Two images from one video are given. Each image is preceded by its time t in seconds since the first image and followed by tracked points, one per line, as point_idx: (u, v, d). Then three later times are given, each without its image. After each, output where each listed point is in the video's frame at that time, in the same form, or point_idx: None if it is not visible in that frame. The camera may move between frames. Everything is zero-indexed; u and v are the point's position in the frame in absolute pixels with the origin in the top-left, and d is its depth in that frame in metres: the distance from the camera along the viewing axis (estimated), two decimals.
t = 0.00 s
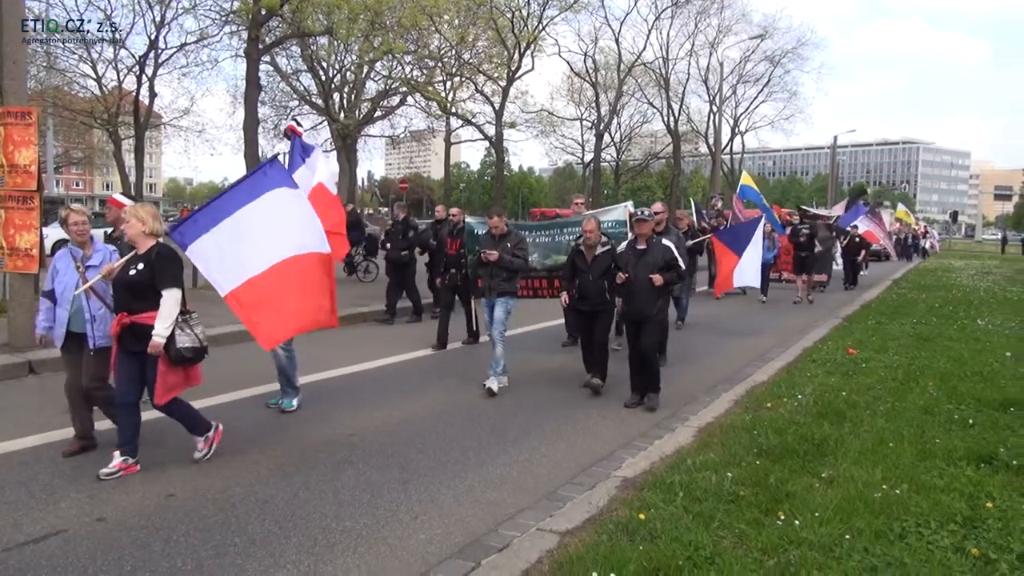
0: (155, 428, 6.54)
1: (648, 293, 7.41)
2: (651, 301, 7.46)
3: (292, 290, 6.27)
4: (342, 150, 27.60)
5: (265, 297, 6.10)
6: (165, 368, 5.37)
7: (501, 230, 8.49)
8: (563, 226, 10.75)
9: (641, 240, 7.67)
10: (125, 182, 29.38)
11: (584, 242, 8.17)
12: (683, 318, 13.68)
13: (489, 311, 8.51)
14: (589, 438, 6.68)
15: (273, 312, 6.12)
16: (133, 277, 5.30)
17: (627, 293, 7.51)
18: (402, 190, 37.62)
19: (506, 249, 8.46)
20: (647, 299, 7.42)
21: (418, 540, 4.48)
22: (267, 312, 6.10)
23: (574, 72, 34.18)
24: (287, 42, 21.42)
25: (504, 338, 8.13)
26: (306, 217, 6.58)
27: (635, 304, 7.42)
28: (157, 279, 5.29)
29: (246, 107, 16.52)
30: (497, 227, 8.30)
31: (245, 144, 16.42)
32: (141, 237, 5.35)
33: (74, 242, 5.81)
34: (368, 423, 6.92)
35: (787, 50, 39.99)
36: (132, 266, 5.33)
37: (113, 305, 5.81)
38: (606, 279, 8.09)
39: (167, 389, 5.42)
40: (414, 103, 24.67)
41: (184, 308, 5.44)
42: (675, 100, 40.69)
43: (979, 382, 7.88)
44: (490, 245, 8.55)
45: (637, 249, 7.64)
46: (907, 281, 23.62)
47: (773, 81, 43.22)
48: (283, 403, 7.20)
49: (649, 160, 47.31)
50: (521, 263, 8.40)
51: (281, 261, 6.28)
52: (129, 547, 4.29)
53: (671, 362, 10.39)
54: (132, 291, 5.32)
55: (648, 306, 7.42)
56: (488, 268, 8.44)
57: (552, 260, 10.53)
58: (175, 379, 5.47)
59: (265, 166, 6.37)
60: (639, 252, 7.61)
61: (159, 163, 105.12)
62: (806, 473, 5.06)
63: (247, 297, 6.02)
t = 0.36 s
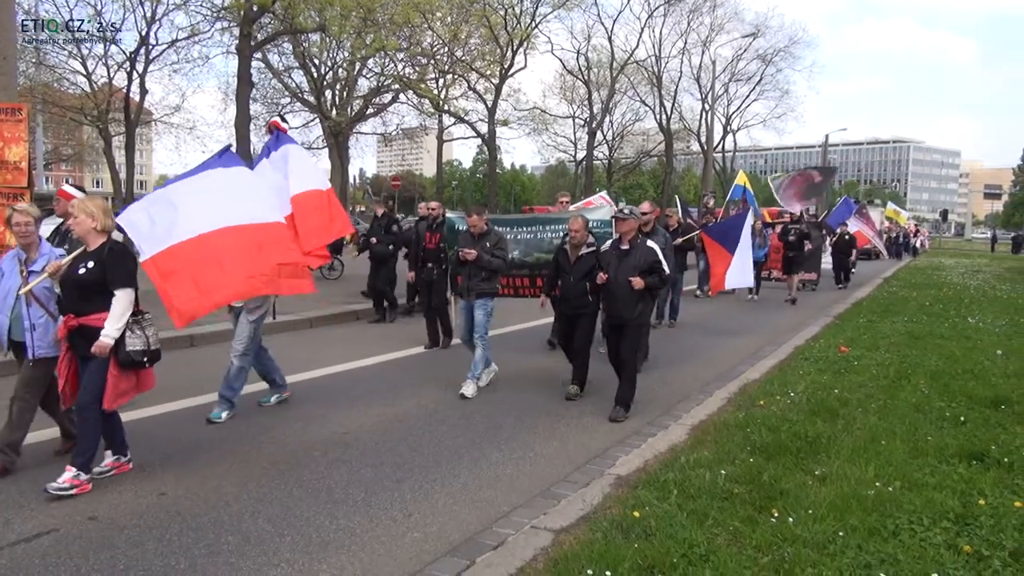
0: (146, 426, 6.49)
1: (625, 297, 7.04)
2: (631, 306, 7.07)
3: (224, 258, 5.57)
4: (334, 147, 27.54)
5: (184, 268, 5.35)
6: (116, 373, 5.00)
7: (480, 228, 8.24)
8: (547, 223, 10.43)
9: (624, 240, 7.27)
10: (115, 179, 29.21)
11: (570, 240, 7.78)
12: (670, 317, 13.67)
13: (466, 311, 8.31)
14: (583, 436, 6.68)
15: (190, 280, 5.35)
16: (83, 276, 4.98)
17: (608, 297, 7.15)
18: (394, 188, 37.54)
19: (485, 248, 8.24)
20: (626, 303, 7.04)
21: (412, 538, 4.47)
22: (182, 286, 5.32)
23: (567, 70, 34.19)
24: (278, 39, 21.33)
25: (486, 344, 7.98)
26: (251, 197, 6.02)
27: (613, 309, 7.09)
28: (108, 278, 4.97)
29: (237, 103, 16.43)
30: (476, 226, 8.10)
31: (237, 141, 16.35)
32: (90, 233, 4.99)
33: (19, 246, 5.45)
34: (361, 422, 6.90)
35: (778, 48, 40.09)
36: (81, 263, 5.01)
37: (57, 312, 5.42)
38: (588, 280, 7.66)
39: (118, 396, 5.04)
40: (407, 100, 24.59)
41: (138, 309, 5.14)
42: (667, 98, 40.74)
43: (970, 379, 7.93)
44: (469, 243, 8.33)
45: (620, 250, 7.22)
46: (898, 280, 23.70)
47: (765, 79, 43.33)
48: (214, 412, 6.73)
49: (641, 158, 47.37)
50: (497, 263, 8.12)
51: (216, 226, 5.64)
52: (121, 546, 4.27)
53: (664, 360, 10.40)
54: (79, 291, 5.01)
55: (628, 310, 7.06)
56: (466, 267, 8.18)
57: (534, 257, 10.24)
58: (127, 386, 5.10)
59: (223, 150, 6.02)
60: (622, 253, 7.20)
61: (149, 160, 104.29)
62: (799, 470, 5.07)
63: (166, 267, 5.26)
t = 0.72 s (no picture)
0: (137, 425, 6.46)
1: (605, 299, 6.64)
2: (611, 308, 6.67)
3: (146, 251, 5.14)
4: (326, 145, 27.50)
5: (98, 258, 4.87)
6: (46, 382, 4.71)
7: (456, 227, 7.91)
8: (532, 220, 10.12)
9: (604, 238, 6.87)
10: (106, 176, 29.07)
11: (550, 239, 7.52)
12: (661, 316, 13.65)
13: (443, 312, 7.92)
14: (575, 435, 6.68)
15: (100, 271, 4.85)
16: (25, 278, 4.72)
17: (586, 299, 6.74)
18: (386, 186, 37.50)
19: (462, 245, 8.00)
20: (605, 305, 6.67)
21: (405, 536, 4.46)
22: (96, 276, 4.80)
23: (560, 69, 34.18)
24: (271, 36, 21.27)
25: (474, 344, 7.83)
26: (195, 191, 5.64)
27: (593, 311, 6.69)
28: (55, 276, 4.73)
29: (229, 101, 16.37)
30: (451, 223, 7.74)
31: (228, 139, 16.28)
32: (36, 231, 4.81)
33: None
34: (353, 420, 6.88)
35: (770, 48, 40.25)
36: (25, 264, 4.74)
37: None
38: (570, 279, 7.54)
39: (49, 406, 4.75)
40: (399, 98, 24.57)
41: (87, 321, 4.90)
42: (660, 97, 40.80)
43: (960, 378, 7.97)
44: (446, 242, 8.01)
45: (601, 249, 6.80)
46: (888, 279, 23.80)
47: (757, 79, 43.50)
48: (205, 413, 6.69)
49: (633, 157, 47.46)
50: (476, 261, 7.88)
51: (147, 217, 5.28)
52: (113, 545, 4.24)
53: (656, 360, 10.41)
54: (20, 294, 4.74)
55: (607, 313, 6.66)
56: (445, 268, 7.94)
57: (519, 257, 10.04)
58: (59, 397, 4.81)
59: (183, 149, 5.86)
60: (603, 252, 6.79)
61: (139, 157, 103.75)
62: (791, 468, 5.09)
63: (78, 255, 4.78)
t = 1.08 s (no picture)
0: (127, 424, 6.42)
1: (579, 302, 6.38)
2: (583, 310, 6.42)
3: (79, 249, 5.00)
4: (319, 145, 27.44)
5: (23, 253, 4.78)
6: None
7: (421, 225, 7.64)
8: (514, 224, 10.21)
9: (575, 238, 6.54)
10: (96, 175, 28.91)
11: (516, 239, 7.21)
12: (650, 320, 13.28)
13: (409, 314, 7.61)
14: (567, 434, 6.68)
15: (26, 266, 4.76)
16: None
17: (559, 302, 6.49)
18: (379, 185, 37.43)
19: (429, 245, 7.65)
20: (579, 307, 6.41)
21: (397, 536, 4.46)
22: (19, 267, 4.73)
23: (553, 68, 34.19)
24: (263, 35, 21.24)
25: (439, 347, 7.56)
26: (145, 193, 5.47)
27: (565, 313, 6.45)
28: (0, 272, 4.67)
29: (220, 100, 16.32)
30: (417, 223, 7.54)
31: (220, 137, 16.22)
32: None
33: None
34: (344, 420, 6.86)
35: (762, 48, 40.41)
36: None
37: None
38: (541, 281, 7.15)
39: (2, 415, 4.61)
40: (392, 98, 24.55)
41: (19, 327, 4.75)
42: (652, 97, 40.84)
43: (951, 378, 8.00)
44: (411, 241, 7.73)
45: (572, 250, 6.52)
46: (880, 279, 23.90)
47: (749, 80, 43.66)
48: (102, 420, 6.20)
49: (626, 157, 47.54)
50: (443, 261, 7.55)
51: (87, 215, 5.15)
52: (104, 544, 4.23)
53: (648, 360, 10.42)
54: None
55: (580, 315, 6.40)
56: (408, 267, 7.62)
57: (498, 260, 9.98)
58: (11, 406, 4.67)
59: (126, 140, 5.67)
60: (575, 253, 6.52)
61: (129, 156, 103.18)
62: (783, 468, 5.10)
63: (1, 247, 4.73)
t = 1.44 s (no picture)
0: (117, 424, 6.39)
1: (557, 309, 6.03)
2: (561, 318, 6.07)
3: (39, 233, 4.93)
4: (312, 144, 27.37)
5: None
6: None
7: (392, 223, 7.48)
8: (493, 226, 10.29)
9: (555, 243, 6.30)
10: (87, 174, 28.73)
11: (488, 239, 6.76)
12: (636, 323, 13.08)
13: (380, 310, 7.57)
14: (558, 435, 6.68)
15: None
16: None
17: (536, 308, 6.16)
18: (371, 185, 37.35)
19: (397, 246, 7.46)
20: (555, 315, 6.06)
21: (388, 536, 4.46)
22: None
23: (546, 69, 34.20)
24: (256, 33, 21.17)
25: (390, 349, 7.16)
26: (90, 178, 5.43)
27: (541, 320, 6.11)
28: None
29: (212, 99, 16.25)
30: (386, 221, 7.40)
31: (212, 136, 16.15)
32: None
33: None
34: (335, 421, 6.84)
35: (755, 50, 40.55)
36: None
37: None
38: (513, 284, 6.68)
39: None
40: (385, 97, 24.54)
41: None
42: (646, 97, 40.88)
43: (940, 379, 8.05)
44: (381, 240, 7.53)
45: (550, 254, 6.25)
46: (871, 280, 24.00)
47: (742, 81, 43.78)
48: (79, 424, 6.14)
49: (619, 158, 47.59)
50: (412, 263, 7.35)
51: (37, 199, 5.06)
52: (94, 544, 4.22)
53: (639, 361, 10.44)
54: None
55: (558, 323, 6.05)
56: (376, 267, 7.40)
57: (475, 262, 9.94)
58: None
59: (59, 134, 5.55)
60: (553, 258, 6.24)
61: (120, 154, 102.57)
62: (773, 469, 5.12)
63: None
